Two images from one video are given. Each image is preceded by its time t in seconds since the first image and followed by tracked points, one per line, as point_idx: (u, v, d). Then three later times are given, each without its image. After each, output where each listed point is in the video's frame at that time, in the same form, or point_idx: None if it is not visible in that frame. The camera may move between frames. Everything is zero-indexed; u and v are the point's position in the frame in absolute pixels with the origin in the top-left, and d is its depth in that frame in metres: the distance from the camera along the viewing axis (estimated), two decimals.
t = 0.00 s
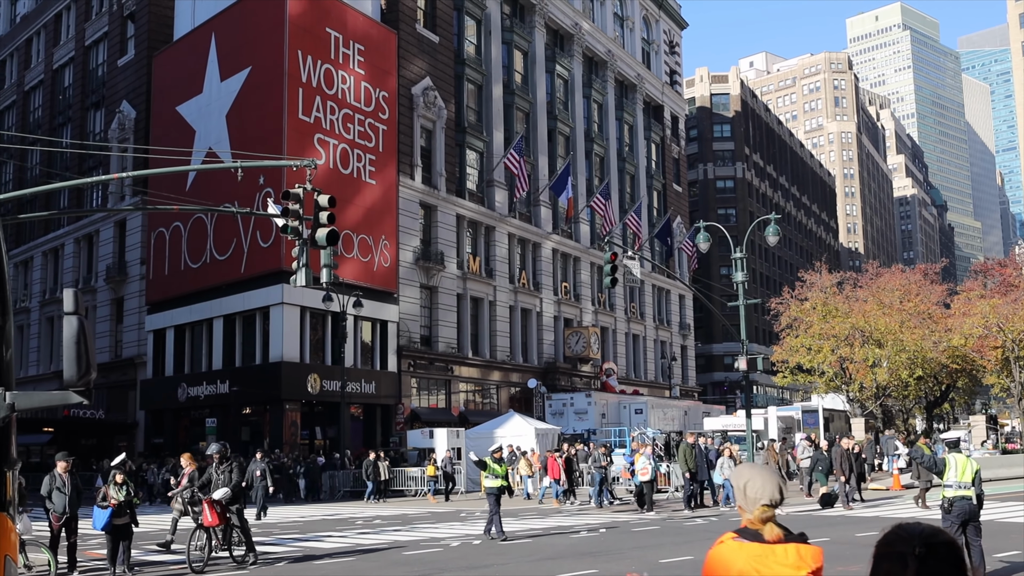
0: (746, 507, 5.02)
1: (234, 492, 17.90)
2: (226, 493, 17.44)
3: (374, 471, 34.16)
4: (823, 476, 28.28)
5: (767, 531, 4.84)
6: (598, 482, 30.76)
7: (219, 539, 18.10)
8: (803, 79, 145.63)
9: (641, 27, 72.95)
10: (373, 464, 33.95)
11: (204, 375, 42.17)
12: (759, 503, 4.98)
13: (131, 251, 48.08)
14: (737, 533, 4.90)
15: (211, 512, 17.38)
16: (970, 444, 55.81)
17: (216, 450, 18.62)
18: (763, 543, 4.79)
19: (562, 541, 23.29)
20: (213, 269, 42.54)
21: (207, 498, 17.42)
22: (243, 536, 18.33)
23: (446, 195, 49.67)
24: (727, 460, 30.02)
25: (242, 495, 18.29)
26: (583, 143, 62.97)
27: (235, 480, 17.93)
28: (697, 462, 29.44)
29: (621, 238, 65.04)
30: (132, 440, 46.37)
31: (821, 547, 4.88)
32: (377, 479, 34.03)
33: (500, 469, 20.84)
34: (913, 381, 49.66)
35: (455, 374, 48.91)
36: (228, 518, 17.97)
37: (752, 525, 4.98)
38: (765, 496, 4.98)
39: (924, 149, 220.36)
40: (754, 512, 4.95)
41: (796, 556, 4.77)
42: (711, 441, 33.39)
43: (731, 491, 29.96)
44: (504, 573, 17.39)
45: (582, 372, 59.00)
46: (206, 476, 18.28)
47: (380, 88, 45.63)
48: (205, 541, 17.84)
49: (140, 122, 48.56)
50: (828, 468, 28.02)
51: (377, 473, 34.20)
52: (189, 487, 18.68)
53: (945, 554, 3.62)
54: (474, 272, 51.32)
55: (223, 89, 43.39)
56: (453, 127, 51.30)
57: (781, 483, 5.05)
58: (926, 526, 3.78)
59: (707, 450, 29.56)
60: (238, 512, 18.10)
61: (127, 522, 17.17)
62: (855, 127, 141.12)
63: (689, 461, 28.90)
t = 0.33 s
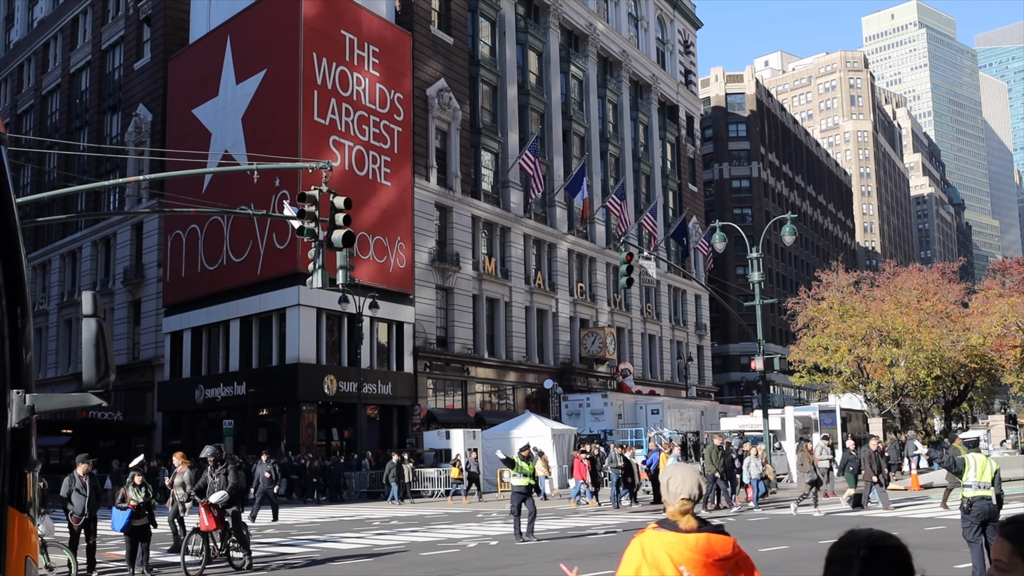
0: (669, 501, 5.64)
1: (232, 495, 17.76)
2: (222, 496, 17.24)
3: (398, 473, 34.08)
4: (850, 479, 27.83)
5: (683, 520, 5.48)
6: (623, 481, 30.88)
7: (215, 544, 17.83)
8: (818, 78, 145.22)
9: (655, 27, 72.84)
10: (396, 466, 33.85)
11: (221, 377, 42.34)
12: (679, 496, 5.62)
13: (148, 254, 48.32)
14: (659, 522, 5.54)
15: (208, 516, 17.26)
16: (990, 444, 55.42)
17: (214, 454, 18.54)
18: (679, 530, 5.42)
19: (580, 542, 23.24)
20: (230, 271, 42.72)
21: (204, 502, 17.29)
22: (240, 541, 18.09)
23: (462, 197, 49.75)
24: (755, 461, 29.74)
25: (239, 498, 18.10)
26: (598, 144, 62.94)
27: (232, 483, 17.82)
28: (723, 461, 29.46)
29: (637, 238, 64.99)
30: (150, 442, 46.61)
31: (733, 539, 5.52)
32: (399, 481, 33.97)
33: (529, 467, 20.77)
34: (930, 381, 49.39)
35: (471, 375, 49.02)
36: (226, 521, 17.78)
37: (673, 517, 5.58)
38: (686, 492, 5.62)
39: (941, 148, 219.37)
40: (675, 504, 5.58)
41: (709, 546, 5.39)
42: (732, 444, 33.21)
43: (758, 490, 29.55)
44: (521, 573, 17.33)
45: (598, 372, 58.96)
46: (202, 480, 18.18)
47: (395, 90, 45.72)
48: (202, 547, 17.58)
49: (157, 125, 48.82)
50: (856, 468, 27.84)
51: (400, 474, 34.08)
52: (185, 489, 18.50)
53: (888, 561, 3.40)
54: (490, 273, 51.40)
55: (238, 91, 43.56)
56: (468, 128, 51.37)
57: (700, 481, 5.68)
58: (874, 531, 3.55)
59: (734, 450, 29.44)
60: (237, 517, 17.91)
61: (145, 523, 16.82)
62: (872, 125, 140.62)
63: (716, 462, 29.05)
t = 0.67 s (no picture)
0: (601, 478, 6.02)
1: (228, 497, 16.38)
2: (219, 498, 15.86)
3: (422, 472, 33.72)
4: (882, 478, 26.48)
5: (618, 496, 5.90)
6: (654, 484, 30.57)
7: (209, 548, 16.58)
8: (836, 77, 144.73)
9: (672, 26, 72.70)
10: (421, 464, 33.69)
11: (240, 377, 42.52)
12: (610, 473, 6.02)
13: (167, 254, 48.56)
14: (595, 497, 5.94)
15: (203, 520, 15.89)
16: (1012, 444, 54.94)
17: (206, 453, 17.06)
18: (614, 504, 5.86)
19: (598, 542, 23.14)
20: (248, 272, 42.89)
21: (200, 503, 15.92)
22: (234, 543, 16.83)
23: (479, 197, 49.81)
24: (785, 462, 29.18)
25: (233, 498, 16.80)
26: (615, 143, 62.86)
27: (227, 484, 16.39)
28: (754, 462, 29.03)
29: (654, 237, 64.91)
30: (169, 442, 46.87)
31: (657, 516, 6.00)
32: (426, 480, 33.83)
33: (561, 468, 20.68)
34: (950, 381, 49.02)
35: (488, 375, 49.08)
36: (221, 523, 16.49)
37: (605, 492, 5.96)
38: (616, 470, 6.00)
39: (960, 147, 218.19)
40: (607, 479, 5.97)
41: (640, 515, 5.89)
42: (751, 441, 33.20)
43: (791, 493, 29.00)
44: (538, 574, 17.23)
45: (616, 372, 58.89)
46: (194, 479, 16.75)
47: (412, 90, 45.78)
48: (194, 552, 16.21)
49: (175, 126, 49.06)
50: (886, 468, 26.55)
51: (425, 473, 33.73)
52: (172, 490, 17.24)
53: (812, 567, 3.46)
54: (507, 273, 51.45)
55: (256, 92, 43.70)
56: (485, 128, 51.40)
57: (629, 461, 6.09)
58: (804, 545, 3.60)
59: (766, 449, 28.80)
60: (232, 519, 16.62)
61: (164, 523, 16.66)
62: (890, 124, 140.04)
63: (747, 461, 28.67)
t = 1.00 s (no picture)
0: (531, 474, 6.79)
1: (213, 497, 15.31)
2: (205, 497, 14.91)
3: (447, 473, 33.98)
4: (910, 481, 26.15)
5: (546, 490, 6.69)
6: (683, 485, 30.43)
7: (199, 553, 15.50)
8: (852, 77, 144.42)
9: (687, 26, 72.61)
10: (445, 464, 33.86)
11: (255, 377, 42.64)
12: (541, 470, 6.77)
13: (182, 255, 48.76)
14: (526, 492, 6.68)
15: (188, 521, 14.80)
16: None
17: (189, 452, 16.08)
18: (545, 498, 6.62)
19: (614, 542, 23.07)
20: (263, 272, 43.04)
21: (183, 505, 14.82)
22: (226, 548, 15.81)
23: (494, 197, 49.85)
24: (811, 462, 29.15)
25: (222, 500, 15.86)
26: (630, 144, 62.79)
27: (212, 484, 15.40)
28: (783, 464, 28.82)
29: (669, 238, 64.85)
30: (185, 441, 47.07)
31: (583, 507, 6.76)
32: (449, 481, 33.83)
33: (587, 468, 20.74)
34: (967, 382, 48.75)
35: (503, 376, 49.10)
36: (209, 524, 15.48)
37: (535, 486, 6.72)
38: (545, 466, 6.77)
39: (978, 147, 217.04)
40: (538, 476, 6.73)
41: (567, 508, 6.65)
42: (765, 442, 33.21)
43: (814, 491, 29.17)
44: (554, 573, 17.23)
45: (631, 372, 58.82)
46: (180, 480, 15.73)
47: (427, 91, 45.86)
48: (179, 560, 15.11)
49: (191, 127, 49.26)
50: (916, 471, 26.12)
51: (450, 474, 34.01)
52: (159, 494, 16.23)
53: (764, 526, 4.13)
54: (522, 273, 51.48)
55: (272, 93, 43.83)
56: (500, 128, 51.42)
57: (555, 457, 6.86)
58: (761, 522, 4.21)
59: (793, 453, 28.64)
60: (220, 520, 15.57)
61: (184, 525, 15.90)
62: (907, 124, 139.53)
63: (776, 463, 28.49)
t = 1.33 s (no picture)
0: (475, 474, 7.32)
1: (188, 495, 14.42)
2: (176, 497, 13.94)
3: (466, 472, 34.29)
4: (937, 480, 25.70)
5: (489, 491, 7.23)
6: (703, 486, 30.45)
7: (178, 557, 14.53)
8: (866, 76, 144.12)
9: (701, 26, 72.52)
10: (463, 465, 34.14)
11: (268, 376, 42.74)
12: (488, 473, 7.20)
13: (195, 254, 48.92)
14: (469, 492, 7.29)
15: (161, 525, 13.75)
16: None
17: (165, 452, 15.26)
18: (484, 501, 7.21)
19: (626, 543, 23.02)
20: (276, 271, 43.14)
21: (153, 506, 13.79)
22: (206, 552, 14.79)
23: (506, 197, 49.87)
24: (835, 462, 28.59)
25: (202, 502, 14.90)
26: (643, 143, 62.71)
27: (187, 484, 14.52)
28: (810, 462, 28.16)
29: (682, 238, 64.80)
30: (197, 440, 47.24)
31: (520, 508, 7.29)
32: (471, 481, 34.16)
33: (612, 468, 20.78)
34: (981, 383, 48.54)
35: (515, 375, 49.14)
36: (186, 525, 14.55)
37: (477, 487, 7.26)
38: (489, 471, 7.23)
39: (992, 147, 216.09)
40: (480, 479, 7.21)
41: (502, 509, 7.21)
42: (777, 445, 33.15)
43: (837, 492, 28.54)
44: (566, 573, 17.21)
45: (643, 373, 58.80)
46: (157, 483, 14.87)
47: (439, 91, 45.89)
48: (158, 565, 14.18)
49: (204, 127, 49.41)
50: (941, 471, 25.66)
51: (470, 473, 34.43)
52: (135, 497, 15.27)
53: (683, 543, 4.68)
54: (534, 273, 51.50)
55: (285, 92, 43.93)
56: (512, 128, 51.43)
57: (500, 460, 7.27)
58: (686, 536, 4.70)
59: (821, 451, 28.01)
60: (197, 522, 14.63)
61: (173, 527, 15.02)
62: (921, 124, 139.09)
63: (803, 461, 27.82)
